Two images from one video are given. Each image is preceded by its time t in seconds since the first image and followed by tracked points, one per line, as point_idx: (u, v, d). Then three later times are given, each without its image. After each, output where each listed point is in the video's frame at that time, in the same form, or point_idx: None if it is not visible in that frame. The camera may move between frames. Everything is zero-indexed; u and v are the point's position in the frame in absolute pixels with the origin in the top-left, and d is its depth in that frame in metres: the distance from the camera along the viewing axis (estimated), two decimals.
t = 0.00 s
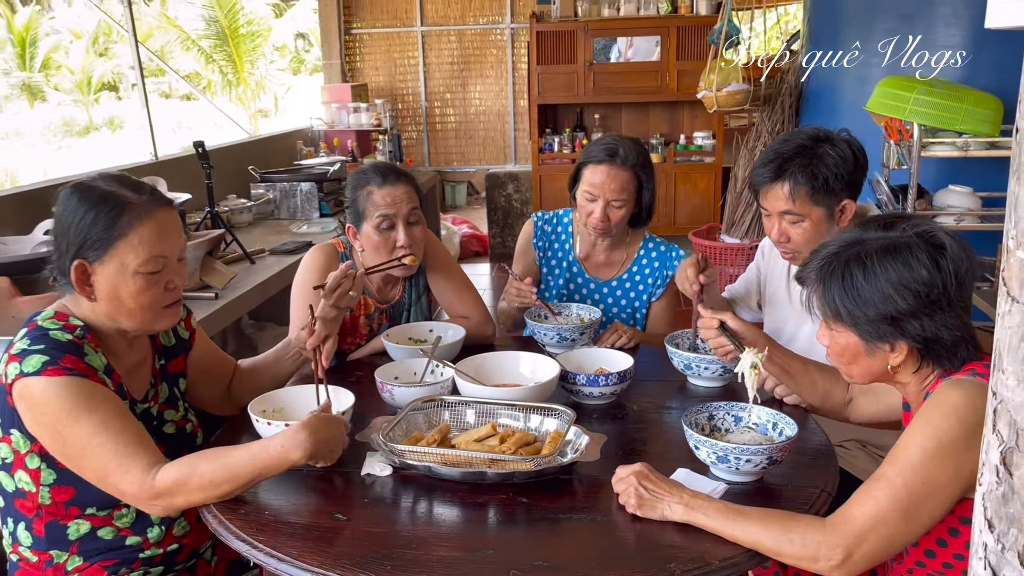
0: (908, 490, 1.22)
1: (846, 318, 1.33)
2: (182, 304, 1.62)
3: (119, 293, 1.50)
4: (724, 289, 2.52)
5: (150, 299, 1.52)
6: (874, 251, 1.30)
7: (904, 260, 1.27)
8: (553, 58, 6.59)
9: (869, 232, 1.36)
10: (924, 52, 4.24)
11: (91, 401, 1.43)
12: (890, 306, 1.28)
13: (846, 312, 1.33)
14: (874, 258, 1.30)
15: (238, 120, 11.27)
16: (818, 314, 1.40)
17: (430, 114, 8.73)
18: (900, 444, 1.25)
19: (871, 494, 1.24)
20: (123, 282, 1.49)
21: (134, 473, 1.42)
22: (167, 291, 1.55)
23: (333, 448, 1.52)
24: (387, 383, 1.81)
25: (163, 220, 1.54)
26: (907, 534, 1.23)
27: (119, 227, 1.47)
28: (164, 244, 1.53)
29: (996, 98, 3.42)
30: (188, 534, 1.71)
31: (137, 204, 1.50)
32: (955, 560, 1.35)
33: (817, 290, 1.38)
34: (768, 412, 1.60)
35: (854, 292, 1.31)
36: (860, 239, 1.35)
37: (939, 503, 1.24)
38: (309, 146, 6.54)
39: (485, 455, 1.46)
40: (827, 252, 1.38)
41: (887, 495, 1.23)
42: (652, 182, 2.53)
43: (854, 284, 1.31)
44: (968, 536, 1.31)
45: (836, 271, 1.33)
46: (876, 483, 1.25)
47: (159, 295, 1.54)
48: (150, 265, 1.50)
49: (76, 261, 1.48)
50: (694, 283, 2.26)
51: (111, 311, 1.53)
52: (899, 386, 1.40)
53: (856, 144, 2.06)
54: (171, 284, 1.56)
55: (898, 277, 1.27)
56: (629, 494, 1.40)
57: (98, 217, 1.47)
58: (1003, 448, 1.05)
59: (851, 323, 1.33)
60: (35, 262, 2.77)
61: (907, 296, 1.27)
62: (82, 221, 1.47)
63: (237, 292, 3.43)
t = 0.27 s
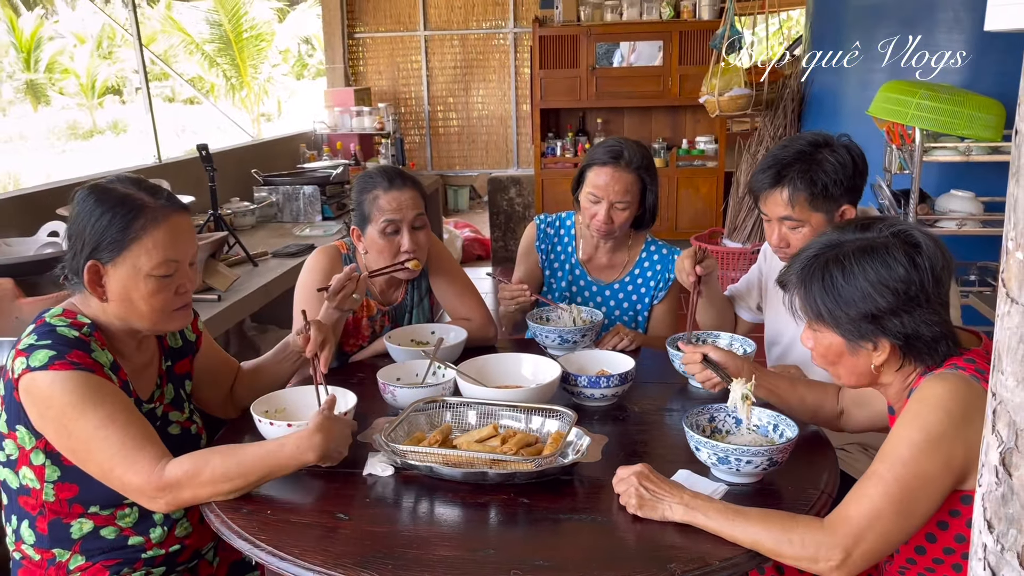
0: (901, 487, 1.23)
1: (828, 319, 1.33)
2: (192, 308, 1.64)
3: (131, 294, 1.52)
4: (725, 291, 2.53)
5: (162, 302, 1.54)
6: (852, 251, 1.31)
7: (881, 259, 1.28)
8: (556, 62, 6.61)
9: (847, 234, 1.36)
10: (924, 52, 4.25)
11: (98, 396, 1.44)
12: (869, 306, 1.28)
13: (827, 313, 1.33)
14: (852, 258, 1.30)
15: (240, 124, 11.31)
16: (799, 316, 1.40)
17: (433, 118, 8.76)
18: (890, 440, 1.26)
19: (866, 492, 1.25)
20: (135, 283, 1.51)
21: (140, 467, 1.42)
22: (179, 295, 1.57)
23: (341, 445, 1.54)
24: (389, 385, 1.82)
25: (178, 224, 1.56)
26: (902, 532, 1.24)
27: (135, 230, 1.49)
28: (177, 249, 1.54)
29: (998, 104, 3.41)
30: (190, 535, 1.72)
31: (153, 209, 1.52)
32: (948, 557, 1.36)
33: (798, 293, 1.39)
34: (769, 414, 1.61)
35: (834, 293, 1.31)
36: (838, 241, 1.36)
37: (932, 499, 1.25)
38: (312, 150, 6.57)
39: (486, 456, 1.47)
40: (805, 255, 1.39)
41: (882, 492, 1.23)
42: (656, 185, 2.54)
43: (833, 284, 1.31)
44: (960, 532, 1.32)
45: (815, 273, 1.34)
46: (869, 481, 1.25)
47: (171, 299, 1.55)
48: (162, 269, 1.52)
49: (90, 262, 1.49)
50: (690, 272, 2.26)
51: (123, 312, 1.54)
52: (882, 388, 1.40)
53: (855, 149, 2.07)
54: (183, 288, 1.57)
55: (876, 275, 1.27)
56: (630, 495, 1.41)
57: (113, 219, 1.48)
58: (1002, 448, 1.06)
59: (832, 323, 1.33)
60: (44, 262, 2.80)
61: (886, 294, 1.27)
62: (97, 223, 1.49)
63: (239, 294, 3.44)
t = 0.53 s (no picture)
0: (894, 487, 1.24)
1: (818, 322, 1.34)
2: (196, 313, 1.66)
3: (136, 299, 1.53)
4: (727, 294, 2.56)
5: (167, 307, 1.55)
6: (842, 255, 1.32)
7: (872, 262, 1.29)
8: (557, 67, 6.63)
9: (836, 238, 1.37)
10: (923, 51, 4.26)
11: (103, 397, 1.45)
12: (860, 309, 1.29)
13: (817, 316, 1.33)
14: (842, 262, 1.31)
15: (243, 128, 11.35)
16: (789, 320, 1.40)
17: (435, 122, 8.78)
18: (883, 441, 1.28)
19: (861, 494, 1.26)
20: (141, 288, 1.53)
21: (144, 467, 1.44)
22: (183, 299, 1.58)
23: (343, 443, 1.57)
24: (390, 387, 1.83)
25: (185, 230, 1.58)
26: (896, 533, 1.25)
27: (141, 235, 1.51)
28: (183, 254, 1.56)
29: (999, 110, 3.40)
30: (192, 537, 1.73)
31: (160, 214, 1.54)
32: (940, 557, 1.37)
33: (788, 296, 1.39)
34: (767, 417, 1.62)
35: (825, 296, 1.32)
36: (828, 245, 1.37)
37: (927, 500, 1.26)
38: (314, 154, 6.59)
39: (486, 458, 1.48)
40: (796, 259, 1.39)
41: (876, 492, 1.24)
42: (655, 189, 2.56)
43: (824, 287, 1.32)
44: (952, 532, 1.33)
45: (806, 277, 1.34)
46: (863, 483, 1.26)
47: (176, 304, 1.57)
48: (168, 274, 1.54)
49: (97, 266, 1.51)
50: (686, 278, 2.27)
51: (128, 316, 1.56)
52: (873, 391, 1.41)
53: (850, 157, 2.08)
54: (188, 293, 1.59)
55: (867, 278, 1.28)
56: (629, 496, 1.42)
57: (120, 224, 1.50)
58: (998, 450, 1.07)
59: (822, 326, 1.33)
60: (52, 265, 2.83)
61: (876, 297, 1.28)
62: (104, 228, 1.50)
63: (241, 298, 3.45)
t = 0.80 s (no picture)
0: (885, 490, 1.24)
1: (804, 325, 1.34)
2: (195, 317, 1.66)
3: (136, 303, 1.54)
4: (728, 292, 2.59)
5: (167, 312, 1.56)
6: (828, 258, 1.32)
7: (857, 266, 1.29)
8: (557, 70, 6.66)
9: (822, 241, 1.38)
10: (923, 51, 4.26)
11: (102, 400, 1.46)
12: (846, 312, 1.29)
13: (803, 319, 1.34)
14: (829, 265, 1.32)
15: (243, 132, 11.38)
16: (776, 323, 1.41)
17: (435, 126, 8.80)
18: (871, 445, 1.28)
19: (852, 499, 1.26)
20: (141, 292, 1.54)
21: (142, 469, 1.44)
22: (183, 304, 1.59)
23: (336, 439, 1.58)
24: (389, 389, 1.84)
25: (185, 236, 1.58)
26: (888, 537, 1.25)
27: (142, 240, 1.51)
28: (184, 259, 1.57)
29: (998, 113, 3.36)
30: (191, 538, 1.73)
31: (161, 219, 1.55)
32: (929, 557, 1.39)
33: (775, 299, 1.40)
34: (763, 418, 1.63)
35: (811, 299, 1.32)
36: (814, 248, 1.37)
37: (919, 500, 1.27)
38: (314, 157, 6.61)
39: (483, 458, 1.49)
40: (783, 262, 1.40)
41: (866, 497, 1.25)
42: (653, 192, 2.57)
43: (810, 290, 1.32)
44: (940, 533, 1.35)
45: (793, 280, 1.35)
46: (854, 487, 1.26)
47: (175, 308, 1.58)
48: (168, 279, 1.55)
49: (97, 270, 1.52)
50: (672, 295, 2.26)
51: (128, 320, 1.57)
52: (858, 392, 1.42)
53: (842, 164, 2.08)
54: (188, 298, 1.60)
55: (852, 282, 1.29)
56: (627, 496, 1.42)
57: (121, 229, 1.51)
58: (990, 451, 1.09)
59: (808, 329, 1.34)
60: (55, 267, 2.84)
61: (862, 300, 1.28)
62: (105, 232, 1.51)
63: (241, 300, 3.46)
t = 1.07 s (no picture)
0: (873, 497, 1.23)
1: (785, 326, 1.35)
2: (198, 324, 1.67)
3: (139, 310, 1.54)
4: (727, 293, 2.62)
5: (171, 319, 1.57)
6: (814, 262, 1.33)
7: (842, 272, 1.29)
8: (555, 73, 6.67)
9: (810, 244, 1.38)
10: (923, 51, 4.26)
11: (99, 404, 1.46)
12: (827, 316, 1.30)
13: (784, 320, 1.35)
14: (814, 268, 1.32)
15: (242, 134, 11.39)
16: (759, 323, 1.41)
17: (433, 128, 8.82)
18: (856, 453, 1.27)
19: (841, 509, 1.25)
20: (144, 299, 1.54)
21: (138, 474, 1.44)
22: (186, 311, 1.60)
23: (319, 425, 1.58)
24: (385, 391, 1.84)
25: (190, 243, 1.59)
26: (880, 543, 1.24)
27: (147, 247, 1.52)
28: (188, 267, 1.58)
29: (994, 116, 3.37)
30: (188, 540, 1.74)
31: (167, 226, 1.56)
32: (917, 560, 1.39)
33: (759, 299, 1.40)
34: (759, 420, 1.63)
35: (794, 301, 1.33)
36: (802, 251, 1.37)
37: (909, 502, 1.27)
38: (313, 160, 6.62)
39: (479, 460, 1.49)
40: (770, 262, 1.40)
41: (857, 505, 1.24)
42: (647, 194, 2.58)
43: (794, 293, 1.33)
44: (927, 535, 1.35)
45: (777, 281, 1.35)
46: (842, 496, 1.26)
47: (178, 315, 1.58)
48: (173, 286, 1.55)
49: (101, 277, 1.52)
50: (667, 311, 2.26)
51: (131, 327, 1.57)
52: (839, 395, 1.43)
53: (835, 169, 2.08)
54: (191, 305, 1.60)
55: (836, 287, 1.29)
56: (629, 495, 1.43)
57: (125, 237, 1.51)
58: (983, 452, 1.09)
59: (789, 331, 1.35)
60: (53, 269, 2.83)
61: (844, 306, 1.29)
62: (110, 239, 1.51)
63: (239, 303, 3.47)
